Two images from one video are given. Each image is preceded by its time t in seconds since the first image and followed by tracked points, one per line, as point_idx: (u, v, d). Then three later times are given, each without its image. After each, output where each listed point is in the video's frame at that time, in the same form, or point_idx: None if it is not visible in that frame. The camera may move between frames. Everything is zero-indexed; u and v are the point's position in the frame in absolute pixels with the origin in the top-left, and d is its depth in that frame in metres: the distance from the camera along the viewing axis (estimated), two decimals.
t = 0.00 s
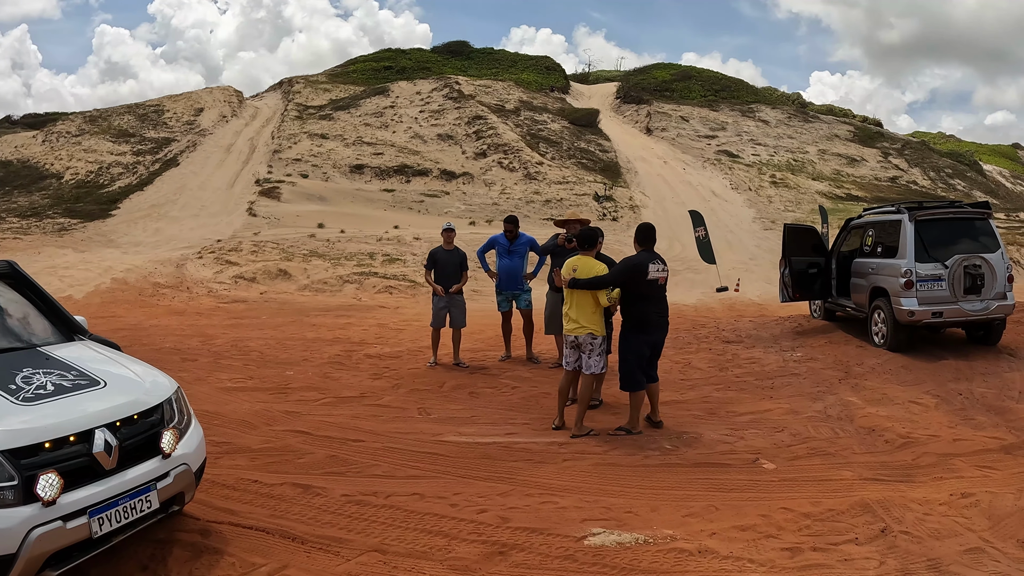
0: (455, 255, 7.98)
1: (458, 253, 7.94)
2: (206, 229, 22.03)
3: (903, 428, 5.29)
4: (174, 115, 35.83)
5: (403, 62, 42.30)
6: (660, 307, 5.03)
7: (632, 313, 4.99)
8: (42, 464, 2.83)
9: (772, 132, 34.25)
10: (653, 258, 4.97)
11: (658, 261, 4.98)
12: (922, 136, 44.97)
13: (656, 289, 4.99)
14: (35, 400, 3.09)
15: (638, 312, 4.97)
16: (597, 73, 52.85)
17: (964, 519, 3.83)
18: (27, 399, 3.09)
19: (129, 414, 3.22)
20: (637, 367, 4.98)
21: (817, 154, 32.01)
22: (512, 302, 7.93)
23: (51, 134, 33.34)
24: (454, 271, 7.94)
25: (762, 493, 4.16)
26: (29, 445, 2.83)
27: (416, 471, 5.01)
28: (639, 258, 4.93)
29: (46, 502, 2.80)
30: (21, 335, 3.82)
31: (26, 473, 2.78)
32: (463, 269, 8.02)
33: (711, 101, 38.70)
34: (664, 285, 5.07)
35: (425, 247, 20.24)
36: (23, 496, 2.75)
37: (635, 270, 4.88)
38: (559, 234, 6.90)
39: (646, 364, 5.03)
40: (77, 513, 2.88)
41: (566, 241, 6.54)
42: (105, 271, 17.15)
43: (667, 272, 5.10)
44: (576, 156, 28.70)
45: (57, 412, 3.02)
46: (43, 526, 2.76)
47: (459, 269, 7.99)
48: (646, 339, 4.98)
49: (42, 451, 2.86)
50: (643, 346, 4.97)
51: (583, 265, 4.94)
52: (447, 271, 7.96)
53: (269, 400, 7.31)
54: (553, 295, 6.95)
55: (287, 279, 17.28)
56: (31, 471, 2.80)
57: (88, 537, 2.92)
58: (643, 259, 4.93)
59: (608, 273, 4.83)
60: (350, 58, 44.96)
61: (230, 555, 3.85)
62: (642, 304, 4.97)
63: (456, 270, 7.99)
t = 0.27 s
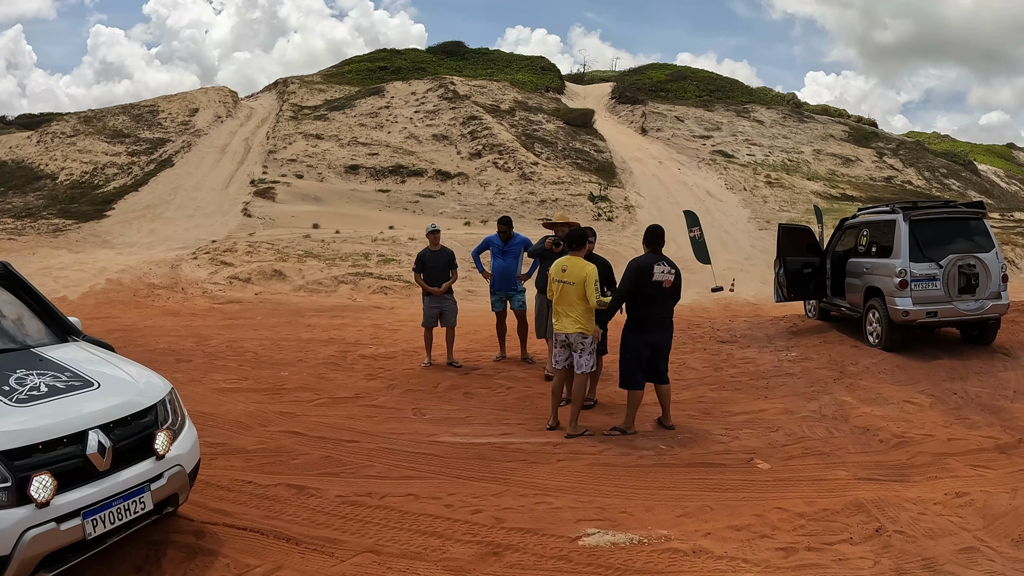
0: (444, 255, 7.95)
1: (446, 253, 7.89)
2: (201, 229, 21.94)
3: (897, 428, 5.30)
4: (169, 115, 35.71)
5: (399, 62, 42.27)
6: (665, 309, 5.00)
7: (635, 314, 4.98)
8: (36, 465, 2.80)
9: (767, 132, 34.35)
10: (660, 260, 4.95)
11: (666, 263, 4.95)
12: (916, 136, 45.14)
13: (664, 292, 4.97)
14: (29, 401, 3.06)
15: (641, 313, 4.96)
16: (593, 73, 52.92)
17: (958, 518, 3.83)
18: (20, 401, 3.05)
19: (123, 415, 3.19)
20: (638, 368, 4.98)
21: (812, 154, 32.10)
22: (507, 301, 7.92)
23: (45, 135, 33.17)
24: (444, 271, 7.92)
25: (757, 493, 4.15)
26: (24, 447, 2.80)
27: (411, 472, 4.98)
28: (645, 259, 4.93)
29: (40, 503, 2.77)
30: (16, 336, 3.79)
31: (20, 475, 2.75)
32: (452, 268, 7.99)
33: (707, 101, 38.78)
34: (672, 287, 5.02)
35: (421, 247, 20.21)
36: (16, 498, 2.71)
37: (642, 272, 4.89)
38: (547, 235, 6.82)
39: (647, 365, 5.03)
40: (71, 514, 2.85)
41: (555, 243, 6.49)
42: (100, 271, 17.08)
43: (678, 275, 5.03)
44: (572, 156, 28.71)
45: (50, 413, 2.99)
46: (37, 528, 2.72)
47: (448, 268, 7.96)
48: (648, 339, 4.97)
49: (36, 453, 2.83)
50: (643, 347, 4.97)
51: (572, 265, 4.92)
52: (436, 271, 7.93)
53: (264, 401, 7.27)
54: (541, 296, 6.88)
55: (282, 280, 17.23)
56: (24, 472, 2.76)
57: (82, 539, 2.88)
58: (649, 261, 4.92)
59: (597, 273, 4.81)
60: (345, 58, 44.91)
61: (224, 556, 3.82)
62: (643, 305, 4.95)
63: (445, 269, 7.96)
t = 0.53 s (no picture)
0: (438, 256, 7.94)
1: (440, 253, 7.87)
2: (196, 230, 21.86)
3: (892, 427, 5.31)
4: (164, 116, 35.58)
5: (394, 62, 42.25)
6: (674, 307, 4.98)
7: (643, 311, 4.95)
8: (31, 466, 2.78)
9: (762, 132, 34.45)
10: (669, 257, 4.93)
11: (676, 261, 4.92)
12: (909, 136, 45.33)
13: (673, 290, 4.95)
14: (23, 402, 3.03)
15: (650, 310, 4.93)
16: (588, 73, 52.99)
17: (953, 517, 3.83)
18: (15, 402, 3.02)
19: (117, 416, 3.16)
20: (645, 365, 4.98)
21: (807, 154, 32.20)
22: (501, 301, 7.88)
23: (39, 135, 33.00)
24: (438, 272, 7.91)
25: (752, 492, 4.15)
26: (18, 448, 2.77)
27: (406, 472, 4.96)
28: (655, 257, 4.91)
29: (35, 505, 2.74)
30: (10, 337, 3.75)
31: (14, 476, 2.72)
32: (447, 269, 7.99)
33: (701, 101, 38.88)
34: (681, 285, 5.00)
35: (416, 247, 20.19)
36: (10, 499, 2.69)
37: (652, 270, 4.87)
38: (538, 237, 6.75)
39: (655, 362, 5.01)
40: (67, 514, 2.83)
41: (543, 244, 6.42)
42: (95, 271, 16.99)
43: (690, 272, 4.99)
44: (567, 157, 28.72)
45: (45, 415, 2.96)
46: (32, 529, 2.70)
47: (443, 269, 7.95)
48: (656, 336, 4.96)
49: (31, 454, 2.80)
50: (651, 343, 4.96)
51: (563, 266, 4.91)
52: (431, 272, 7.91)
53: (259, 401, 7.24)
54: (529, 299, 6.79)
55: (277, 280, 17.18)
56: (18, 474, 2.73)
57: (77, 540, 2.87)
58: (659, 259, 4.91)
59: (586, 273, 4.81)
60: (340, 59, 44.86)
61: (220, 557, 3.80)
62: (650, 302, 4.93)
63: (439, 270, 7.96)
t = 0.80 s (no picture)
0: (435, 256, 7.94)
1: (438, 253, 7.87)
2: (191, 231, 21.76)
3: (886, 426, 5.32)
4: (159, 116, 35.43)
5: (389, 62, 42.20)
6: (674, 307, 4.98)
7: (644, 309, 4.93)
8: (25, 467, 2.75)
9: (757, 132, 34.53)
10: (670, 257, 4.93)
11: (676, 261, 4.93)
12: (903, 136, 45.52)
13: (673, 290, 4.95)
14: (17, 403, 3.00)
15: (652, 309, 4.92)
16: (583, 74, 53.03)
17: (947, 516, 3.84)
18: (9, 403, 2.99)
19: (112, 417, 3.13)
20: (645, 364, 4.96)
21: (801, 154, 32.29)
22: (496, 302, 7.88)
23: (34, 136, 32.82)
24: (435, 272, 7.89)
25: (747, 492, 4.14)
26: (12, 449, 2.74)
27: (401, 472, 4.94)
28: (656, 256, 4.91)
29: (29, 506, 2.72)
30: (5, 338, 3.72)
31: (8, 478, 2.70)
32: (444, 270, 7.99)
33: (696, 101, 38.95)
34: (680, 286, 5.00)
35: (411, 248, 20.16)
36: (4, 500, 2.66)
37: (654, 269, 4.86)
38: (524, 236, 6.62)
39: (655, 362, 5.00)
40: (61, 515, 2.81)
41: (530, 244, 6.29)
42: (89, 272, 16.89)
43: (688, 274, 5.01)
44: (562, 157, 28.73)
45: (39, 416, 2.93)
46: (26, 531, 2.68)
47: (440, 269, 7.93)
48: (657, 336, 4.94)
49: (25, 455, 2.78)
50: (652, 342, 4.94)
51: (553, 266, 4.90)
52: (428, 273, 7.90)
53: (254, 402, 7.20)
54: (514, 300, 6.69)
55: (272, 281, 17.11)
56: (13, 475, 2.71)
57: (72, 541, 2.85)
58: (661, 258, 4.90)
59: (577, 273, 4.80)
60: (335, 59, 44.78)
61: (214, 558, 3.77)
62: (651, 300, 4.91)
63: (437, 270, 7.95)
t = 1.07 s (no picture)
0: (432, 256, 7.92)
1: (435, 254, 7.85)
2: (185, 231, 21.65)
3: (880, 425, 5.33)
4: (152, 117, 35.25)
5: (383, 62, 42.14)
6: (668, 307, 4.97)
7: (638, 309, 4.91)
8: (18, 469, 2.72)
9: (751, 132, 34.62)
10: (664, 258, 4.93)
11: (669, 262, 4.93)
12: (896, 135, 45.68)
13: (667, 291, 4.94)
14: (10, 404, 2.96)
15: (646, 309, 4.90)
16: (577, 74, 53.09)
17: (940, 515, 3.84)
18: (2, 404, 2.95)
19: (106, 418, 3.10)
20: (642, 365, 4.93)
21: (795, 154, 32.39)
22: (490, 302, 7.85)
23: (27, 137, 32.61)
24: (431, 272, 7.87)
25: (741, 491, 4.14)
26: (5, 450, 2.71)
27: (395, 473, 4.91)
28: (650, 256, 4.89)
29: (23, 507, 2.70)
30: None
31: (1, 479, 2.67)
32: (441, 270, 7.98)
33: (690, 101, 39.03)
34: (674, 287, 4.99)
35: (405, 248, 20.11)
36: None
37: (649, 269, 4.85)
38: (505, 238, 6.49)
39: (651, 361, 4.98)
40: (55, 517, 2.78)
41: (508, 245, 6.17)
42: (82, 273, 16.78)
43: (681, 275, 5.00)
44: (556, 157, 28.73)
45: (33, 417, 2.90)
46: (20, 532, 2.66)
47: (436, 269, 7.90)
48: (652, 336, 4.93)
49: (19, 456, 2.74)
50: (647, 343, 4.92)
51: (544, 266, 4.88)
52: (425, 272, 7.87)
53: (248, 403, 7.16)
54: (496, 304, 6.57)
55: (266, 282, 17.05)
56: (6, 477, 2.68)
57: (65, 542, 2.82)
58: (656, 259, 4.88)
59: (568, 273, 4.79)
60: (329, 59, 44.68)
61: (208, 559, 3.74)
62: (646, 300, 4.89)
63: (434, 270, 7.93)
